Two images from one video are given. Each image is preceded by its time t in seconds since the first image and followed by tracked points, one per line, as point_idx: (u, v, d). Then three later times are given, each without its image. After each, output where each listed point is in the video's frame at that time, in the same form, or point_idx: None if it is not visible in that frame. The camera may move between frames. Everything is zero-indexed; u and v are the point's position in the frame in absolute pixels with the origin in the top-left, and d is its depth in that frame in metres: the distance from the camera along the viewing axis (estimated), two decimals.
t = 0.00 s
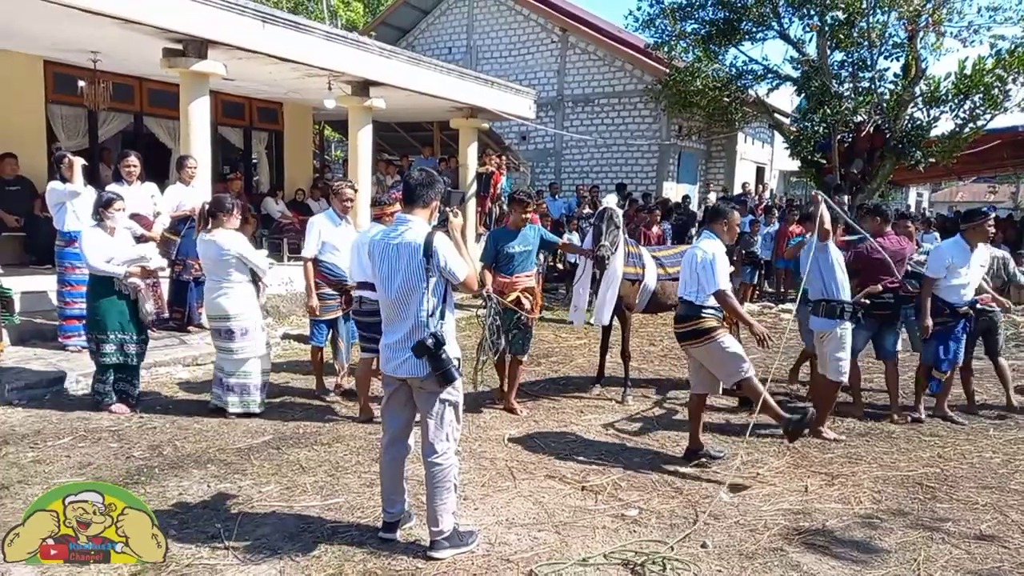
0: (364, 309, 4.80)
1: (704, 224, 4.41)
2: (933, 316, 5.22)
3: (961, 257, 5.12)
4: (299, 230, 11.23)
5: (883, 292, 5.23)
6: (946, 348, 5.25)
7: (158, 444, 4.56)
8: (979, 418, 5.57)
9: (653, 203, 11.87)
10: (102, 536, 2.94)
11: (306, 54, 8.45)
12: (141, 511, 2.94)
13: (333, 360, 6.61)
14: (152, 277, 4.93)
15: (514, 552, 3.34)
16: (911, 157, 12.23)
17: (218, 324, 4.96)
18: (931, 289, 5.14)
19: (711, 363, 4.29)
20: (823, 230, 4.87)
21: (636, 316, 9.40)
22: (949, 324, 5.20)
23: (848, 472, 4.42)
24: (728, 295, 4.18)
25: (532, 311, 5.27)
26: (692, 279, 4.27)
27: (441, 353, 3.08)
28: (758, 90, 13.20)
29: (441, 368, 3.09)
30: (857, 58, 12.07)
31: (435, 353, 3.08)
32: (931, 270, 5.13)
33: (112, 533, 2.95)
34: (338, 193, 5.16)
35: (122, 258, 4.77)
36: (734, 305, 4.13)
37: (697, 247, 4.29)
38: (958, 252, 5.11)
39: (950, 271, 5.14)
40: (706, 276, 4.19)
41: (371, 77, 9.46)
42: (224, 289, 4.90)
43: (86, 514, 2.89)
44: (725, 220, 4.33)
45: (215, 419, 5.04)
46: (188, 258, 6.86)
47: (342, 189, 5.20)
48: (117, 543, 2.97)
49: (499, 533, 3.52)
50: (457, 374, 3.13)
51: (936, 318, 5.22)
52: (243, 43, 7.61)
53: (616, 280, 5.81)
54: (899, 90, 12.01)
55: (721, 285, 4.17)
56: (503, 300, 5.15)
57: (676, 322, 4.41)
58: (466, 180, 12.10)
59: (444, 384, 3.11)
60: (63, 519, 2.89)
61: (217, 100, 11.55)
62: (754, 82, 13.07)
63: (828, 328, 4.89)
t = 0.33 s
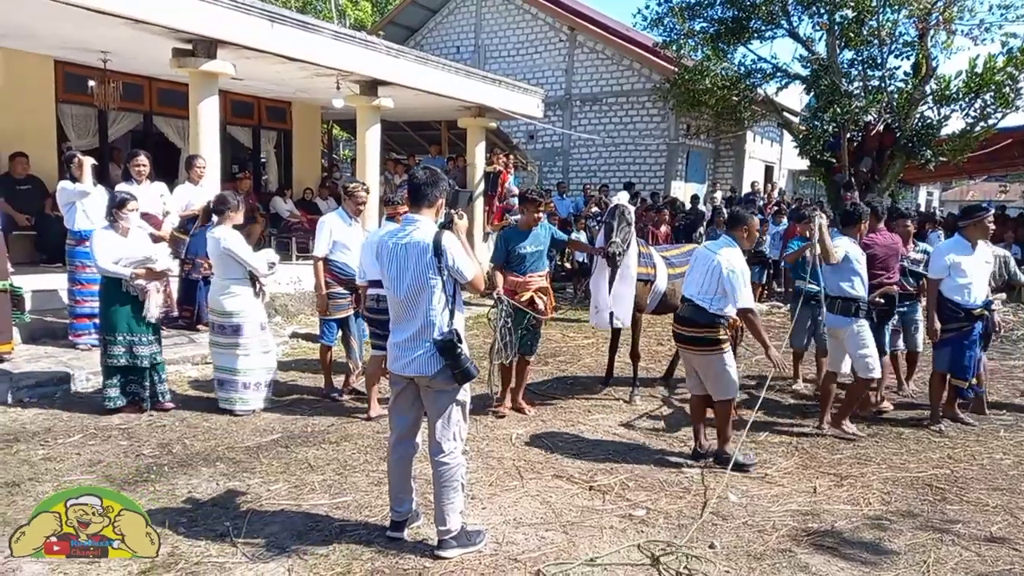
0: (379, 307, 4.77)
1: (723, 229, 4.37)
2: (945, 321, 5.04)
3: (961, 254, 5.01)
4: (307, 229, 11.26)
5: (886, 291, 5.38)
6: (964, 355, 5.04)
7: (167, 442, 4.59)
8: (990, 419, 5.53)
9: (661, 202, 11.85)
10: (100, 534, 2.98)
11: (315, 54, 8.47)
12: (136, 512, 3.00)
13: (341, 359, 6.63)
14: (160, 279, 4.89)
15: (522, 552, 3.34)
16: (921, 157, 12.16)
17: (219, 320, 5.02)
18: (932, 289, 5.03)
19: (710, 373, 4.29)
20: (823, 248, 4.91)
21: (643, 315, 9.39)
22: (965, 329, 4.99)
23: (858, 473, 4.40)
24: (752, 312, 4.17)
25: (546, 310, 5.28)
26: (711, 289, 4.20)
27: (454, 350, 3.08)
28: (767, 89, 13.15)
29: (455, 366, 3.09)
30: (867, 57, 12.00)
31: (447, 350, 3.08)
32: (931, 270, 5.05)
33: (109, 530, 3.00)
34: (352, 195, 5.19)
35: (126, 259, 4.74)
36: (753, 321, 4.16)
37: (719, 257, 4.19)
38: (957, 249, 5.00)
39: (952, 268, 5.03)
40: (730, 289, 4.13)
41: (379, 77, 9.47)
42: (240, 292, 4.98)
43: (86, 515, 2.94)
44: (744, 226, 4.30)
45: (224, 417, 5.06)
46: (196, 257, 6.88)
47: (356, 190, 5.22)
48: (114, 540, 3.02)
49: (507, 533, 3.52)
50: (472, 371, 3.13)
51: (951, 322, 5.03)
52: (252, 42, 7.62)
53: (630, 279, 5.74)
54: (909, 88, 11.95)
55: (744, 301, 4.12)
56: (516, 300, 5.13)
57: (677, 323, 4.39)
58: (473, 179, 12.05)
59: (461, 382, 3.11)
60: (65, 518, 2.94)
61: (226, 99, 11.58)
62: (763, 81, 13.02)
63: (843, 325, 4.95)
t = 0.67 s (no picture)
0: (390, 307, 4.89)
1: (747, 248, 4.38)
2: (947, 325, 4.98)
3: (960, 254, 4.95)
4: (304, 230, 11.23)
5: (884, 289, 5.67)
6: (966, 358, 4.98)
7: (164, 445, 4.56)
8: (989, 422, 5.52)
9: (659, 204, 11.84)
10: (98, 534, 2.95)
11: (312, 54, 8.44)
12: (130, 512, 2.95)
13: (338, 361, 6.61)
14: (159, 284, 4.77)
15: (522, 556, 3.32)
16: (919, 158, 12.16)
17: (220, 321, 4.99)
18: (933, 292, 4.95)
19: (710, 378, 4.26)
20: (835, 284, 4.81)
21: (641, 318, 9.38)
22: (968, 332, 4.92)
23: (857, 476, 4.39)
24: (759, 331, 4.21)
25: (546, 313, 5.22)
26: (729, 305, 4.15)
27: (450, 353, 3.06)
28: (764, 90, 13.16)
29: (449, 369, 3.07)
30: (864, 58, 11.99)
31: (444, 354, 3.06)
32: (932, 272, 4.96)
33: (106, 530, 2.96)
34: (349, 198, 5.21)
35: (125, 263, 4.66)
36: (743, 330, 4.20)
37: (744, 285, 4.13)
38: (955, 249, 4.95)
39: (953, 269, 4.96)
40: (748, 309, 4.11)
41: (376, 78, 9.44)
42: (235, 292, 4.95)
43: (85, 515, 2.92)
44: (768, 248, 4.31)
45: (221, 420, 5.03)
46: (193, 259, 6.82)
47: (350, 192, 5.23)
48: (111, 539, 2.98)
49: (506, 537, 3.50)
50: (466, 376, 3.10)
51: (954, 326, 4.96)
52: (249, 43, 7.59)
53: (638, 287, 5.65)
54: (906, 90, 11.96)
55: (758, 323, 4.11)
56: (515, 302, 5.11)
57: (674, 323, 4.33)
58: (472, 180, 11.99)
59: (455, 386, 3.09)
60: (67, 518, 2.93)
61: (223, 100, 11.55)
62: (761, 82, 13.02)
63: (862, 329, 4.97)
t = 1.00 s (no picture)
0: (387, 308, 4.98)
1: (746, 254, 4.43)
2: (954, 325, 4.89)
3: (964, 252, 4.85)
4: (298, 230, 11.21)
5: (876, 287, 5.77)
6: (974, 358, 4.90)
7: (157, 446, 4.55)
8: (981, 421, 5.55)
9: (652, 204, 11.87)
10: (96, 536, 3.03)
11: (306, 55, 8.43)
12: (126, 512, 3.03)
13: (332, 362, 6.60)
14: (168, 285, 4.71)
15: (516, 556, 3.32)
16: (911, 159, 12.21)
17: (214, 321, 4.98)
18: (937, 292, 4.86)
19: (696, 378, 4.28)
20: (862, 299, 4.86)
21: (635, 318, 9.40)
22: (974, 332, 4.85)
23: (850, 475, 4.41)
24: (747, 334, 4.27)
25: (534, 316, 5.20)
26: (726, 306, 4.21)
27: (441, 353, 3.06)
28: (758, 91, 13.19)
29: (441, 370, 3.08)
30: (856, 59, 12.04)
31: (434, 354, 3.06)
32: (936, 273, 4.86)
33: (104, 532, 3.04)
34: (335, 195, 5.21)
35: (132, 264, 4.63)
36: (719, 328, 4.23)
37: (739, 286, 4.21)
38: (957, 247, 4.85)
39: (956, 268, 4.86)
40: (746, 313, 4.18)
41: (370, 78, 9.43)
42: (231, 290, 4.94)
43: (84, 515, 3.00)
44: (767, 253, 4.36)
45: (214, 422, 5.03)
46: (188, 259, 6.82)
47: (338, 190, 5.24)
48: (109, 541, 3.06)
49: (500, 537, 3.50)
50: (459, 375, 3.11)
51: (960, 326, 4.89)
52: (242, 43, 7.58)
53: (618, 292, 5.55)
54: (898, 91, 12.00)
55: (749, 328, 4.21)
56: (503, 306, 5.07)
57: (669, 320, 4.34)
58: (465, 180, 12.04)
59: (448, 386, 3.09)
60: (69, 518, 3.01)
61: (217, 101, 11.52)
62: (754, 83, 13.06)
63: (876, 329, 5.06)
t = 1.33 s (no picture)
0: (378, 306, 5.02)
1: (727, 243, 4.38)
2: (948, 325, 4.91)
3: (953, 251, 4.87)
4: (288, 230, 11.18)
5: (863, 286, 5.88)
6: (964, 358, 4.92)
7: (145, 447, 4.53)
8: (967, 418, 5.60)
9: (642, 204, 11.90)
10: (97, 538, 2.94)
11: (295, 54, 8.41)
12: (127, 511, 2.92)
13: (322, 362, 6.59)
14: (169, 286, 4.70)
15: (505, 555, 3.33)
16: (899, 158, 12.29)
17: (201, 321, 4.98)
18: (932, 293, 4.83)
19: (681, 373, 4.31)
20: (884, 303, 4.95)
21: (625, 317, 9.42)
22: (965, 331, 4.89)
23: (837, 472, 4.44)
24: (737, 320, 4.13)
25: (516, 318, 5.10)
26: (705, 296, 4.21)
27: (425, 352, 3.07)
28: (747, 91, 13.24)
29: (425, 367, 3.08)
30: (845, 59, 12.09)
31: (417, 352, 3.07)
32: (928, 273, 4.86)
33: (105, 534, 2.95)
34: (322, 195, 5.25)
35: (132, 265, 4.58)
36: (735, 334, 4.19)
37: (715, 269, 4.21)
38: (947, 247, 4.86)
39: (948, 267, 4.88)
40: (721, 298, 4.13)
41: (360, 78, 9.41)
42: (219, 292, 4.94)
43: (85, 514, 2.91)
44: (747, 241, 4.29)
45: (203, 422, 5.01)
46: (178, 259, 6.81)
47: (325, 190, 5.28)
48: (109, 545, 2.96)
49: (489, 536, 3.51)
50: (443, 372, 3.12)
51: (953, 326, 4.91)
52: (231, 43, 7.55)
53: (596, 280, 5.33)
54: (887, 90, 12.07)
55: (733, 311, 4.10)
56: (485, 308, 4.97)
57: (659, 317, 4.37)
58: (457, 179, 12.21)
59: (432, 383, 3.10)
60: (69, 518, 2.91)
61: (206, 100, 11.47)
62: (744, 83, 13.10)
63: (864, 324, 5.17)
